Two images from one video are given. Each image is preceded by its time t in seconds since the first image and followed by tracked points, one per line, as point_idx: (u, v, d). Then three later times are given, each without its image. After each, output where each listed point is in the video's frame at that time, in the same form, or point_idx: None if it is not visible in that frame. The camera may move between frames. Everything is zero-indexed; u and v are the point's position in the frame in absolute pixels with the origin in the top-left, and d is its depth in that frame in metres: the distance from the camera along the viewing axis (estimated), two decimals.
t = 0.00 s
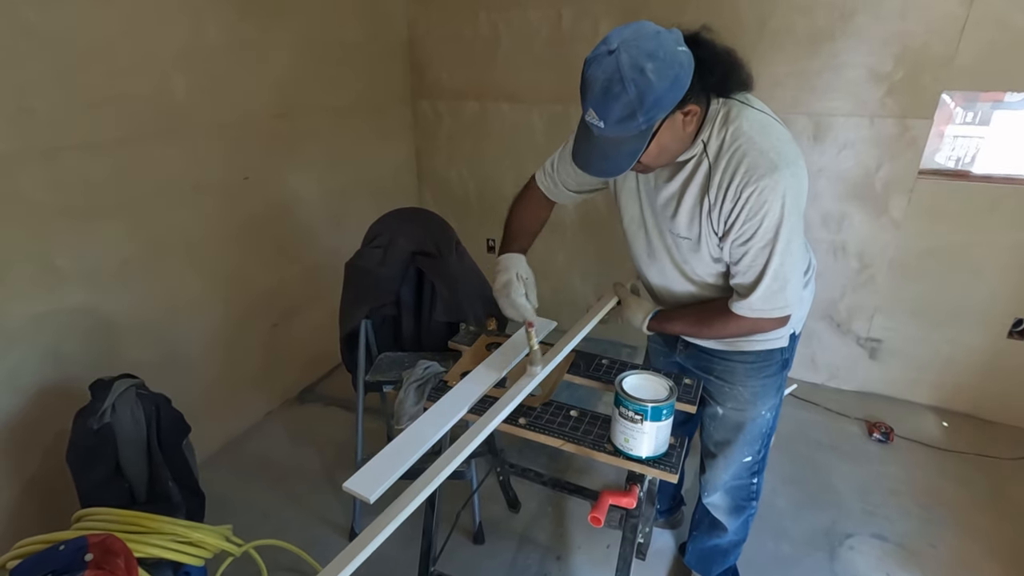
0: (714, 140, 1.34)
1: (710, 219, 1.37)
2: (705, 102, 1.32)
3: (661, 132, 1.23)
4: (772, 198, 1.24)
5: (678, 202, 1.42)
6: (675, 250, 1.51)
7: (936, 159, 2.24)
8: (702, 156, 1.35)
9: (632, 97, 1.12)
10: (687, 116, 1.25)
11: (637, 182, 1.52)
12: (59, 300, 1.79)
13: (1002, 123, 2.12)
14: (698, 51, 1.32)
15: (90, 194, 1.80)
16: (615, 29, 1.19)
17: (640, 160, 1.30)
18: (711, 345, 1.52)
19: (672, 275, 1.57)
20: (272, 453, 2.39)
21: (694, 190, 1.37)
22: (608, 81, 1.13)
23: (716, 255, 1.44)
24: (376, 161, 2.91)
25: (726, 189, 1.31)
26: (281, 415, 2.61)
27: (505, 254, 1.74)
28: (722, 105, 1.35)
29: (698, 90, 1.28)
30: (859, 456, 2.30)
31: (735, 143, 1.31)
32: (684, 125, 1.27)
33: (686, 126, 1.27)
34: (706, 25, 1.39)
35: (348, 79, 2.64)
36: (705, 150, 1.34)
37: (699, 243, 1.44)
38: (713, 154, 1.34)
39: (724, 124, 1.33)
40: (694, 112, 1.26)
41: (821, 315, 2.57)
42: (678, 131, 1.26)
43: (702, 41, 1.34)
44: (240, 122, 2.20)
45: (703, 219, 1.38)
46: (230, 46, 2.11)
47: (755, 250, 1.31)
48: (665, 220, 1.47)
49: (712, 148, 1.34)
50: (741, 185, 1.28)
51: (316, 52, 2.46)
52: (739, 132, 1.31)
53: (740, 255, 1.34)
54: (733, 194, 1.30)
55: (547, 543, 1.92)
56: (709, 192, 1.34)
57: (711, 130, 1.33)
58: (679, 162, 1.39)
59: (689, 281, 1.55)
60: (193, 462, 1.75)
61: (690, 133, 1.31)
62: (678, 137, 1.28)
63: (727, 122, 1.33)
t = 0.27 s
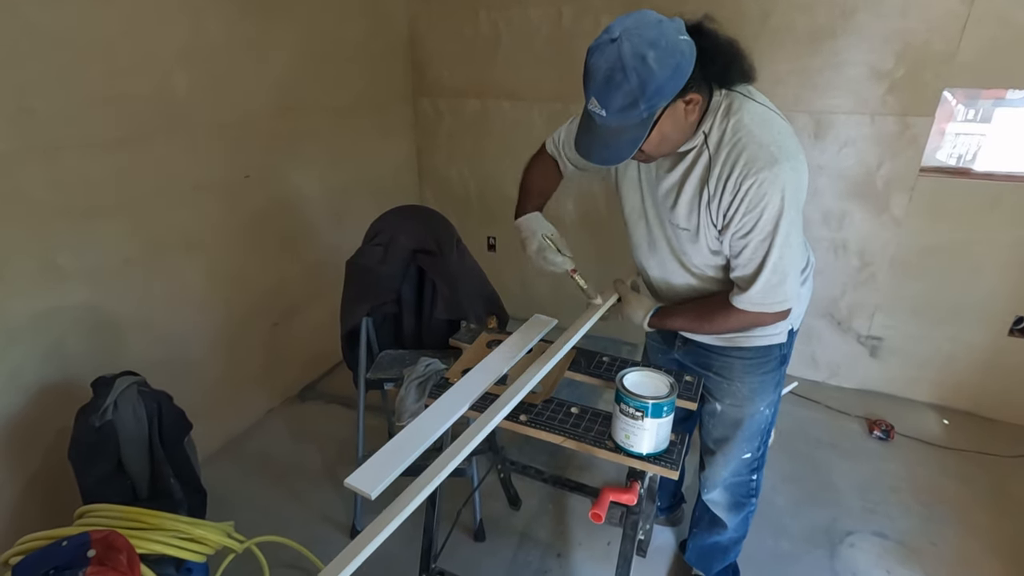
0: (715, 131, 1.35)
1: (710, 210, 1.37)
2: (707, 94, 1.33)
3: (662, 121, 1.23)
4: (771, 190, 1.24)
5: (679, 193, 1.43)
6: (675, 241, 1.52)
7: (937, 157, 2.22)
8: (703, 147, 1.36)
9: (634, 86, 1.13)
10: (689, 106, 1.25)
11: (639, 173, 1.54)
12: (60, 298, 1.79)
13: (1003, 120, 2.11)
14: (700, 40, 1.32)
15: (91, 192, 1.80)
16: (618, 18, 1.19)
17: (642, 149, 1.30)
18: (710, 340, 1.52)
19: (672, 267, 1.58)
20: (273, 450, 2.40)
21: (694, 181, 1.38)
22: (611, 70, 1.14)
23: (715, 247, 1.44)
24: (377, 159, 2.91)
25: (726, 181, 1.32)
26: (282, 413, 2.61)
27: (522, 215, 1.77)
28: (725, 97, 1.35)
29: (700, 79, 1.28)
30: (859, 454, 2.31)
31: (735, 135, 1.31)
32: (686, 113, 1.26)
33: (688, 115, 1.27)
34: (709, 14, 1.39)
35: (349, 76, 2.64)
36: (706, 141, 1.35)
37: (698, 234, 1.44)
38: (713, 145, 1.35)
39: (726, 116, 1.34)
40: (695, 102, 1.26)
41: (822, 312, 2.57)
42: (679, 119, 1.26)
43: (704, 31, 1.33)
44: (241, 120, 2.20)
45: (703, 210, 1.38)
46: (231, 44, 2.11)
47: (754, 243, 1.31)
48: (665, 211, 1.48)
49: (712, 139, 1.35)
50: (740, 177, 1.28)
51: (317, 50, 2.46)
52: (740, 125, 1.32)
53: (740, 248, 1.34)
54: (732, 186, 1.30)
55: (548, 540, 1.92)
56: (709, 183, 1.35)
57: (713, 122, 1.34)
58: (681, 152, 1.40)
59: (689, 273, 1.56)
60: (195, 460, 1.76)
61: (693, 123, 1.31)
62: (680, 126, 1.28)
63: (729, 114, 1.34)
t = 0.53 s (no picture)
0: (711, 121, 1.34)
1: (710, 200, 1.36)
2: (700, 84, 1.32)
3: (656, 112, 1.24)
4: (770, 174, 1.24)
5: (678, 186, 1.42)
6: (675, 236, 1.51)
7: (942, 152, 2.22)
8: (699, 137, 1.35)
9: (625, 78, 1.12)
10: (682, 96, 1.26)
11: (637, 168, 1.52)
12: (62, 294, 1.79)
13: (1009, 116, 2.09)
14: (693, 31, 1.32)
15: (92, 188, 1.80)
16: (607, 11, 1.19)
17: (637, 142, 1.30)
18: (713, 335, 1.51)
19: (672, 262, 1.57)
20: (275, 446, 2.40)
21: (694, 172, 1.38)
22: (602, 63, 1.13)
23: (717, 237, 1.43)
24: (378, 155, 2.90)
25: (725, 169, 1.31)
26: (284, 409, 2.61)
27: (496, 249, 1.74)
28: (719, 87, 1.35)
29: (690, 70, 1.28)
30: (862, 451, 2.30)
31: (732, 123, 1.31)
32: (678, 104, 1.27)
33: (681, 105, 1.28)
34: (698, 10, 1.40)
35: (351, 72, 2.64)
36: (702, 131, 1.34)
37: (699, 225, 1.44)
38: (710, 134, 1.34)
39: (720, 105, 1.33)
40: (688, 92, 1.26)
41: (824, 309, 2.56)
42: (673, 110, 1.27)
43: (692, 24, 1.33)
44: (242, 116, 2.20)
45: (703, 201, 1.38)
46: (233, 39, 2.10)
47: (755, 230, 1.31)
48: (666, 205, 1.47)
49: (709, 128, 1.34)
50: (739, 164, 1.28)
51: (318, 46, 2.45)
52: (736, 112, 1.31)
53: (740, 235, 1.34)
54: (731, 173, 1.30)
55: (549, 536, 1.92)
56: (708, 172, 1.34)
57: (708, 112, 1.33)
58: (678, 145, 1.39)
59: (690, 266, 1.55)
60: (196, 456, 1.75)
61: (688, 114, 1.31)
62: (674, 117, 1.28)
63: (723, 103, 1.33)
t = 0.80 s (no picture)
0: (717, 117, 1.32)
1: (713, 197, 1.34)
2: (706, 78, 1.31)
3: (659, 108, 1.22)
4: (775, 171, 1.22)
5: (681, 183, 1.40)
6: (677, 234, 1.49)
7: (948, 150, 2.19)
8: (704, 133, 1.33)
9: (627, 72, 1.10)
10: (687, 90, 1.24)
11: (641, 164, 1.51)
12: (57, 292, 1.77)
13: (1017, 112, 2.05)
14: (695, 24, 1.29)
15: (88, 185, 1.77)
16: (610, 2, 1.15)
17: (640, 137, 1.29)
18: (714, 335, 1.49)
19: (674, 260, 1.55)
20: (273, 445, 2.38)
21: (697, 169, 1.35)
22: (603, 56, 1.11)
23: (720, 236, 1.41)
24: (378, 152, 2.88)
25: (729, 166, 1.29)
26: (283, 407, 2.59)
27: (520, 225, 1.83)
28: (725, 82, 1.33)
29: (697, 64, 1.27)
30: (865, 451, 2.27)
31: (738, 119, 1.29)
32: (683, 99, 1.24)
33: (687, 100, 1.25)
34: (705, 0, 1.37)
35: (350, 68, 2.61)
36: (707, 126, 1.33)
37: (702, 223, 1.41)
38: (715, 130, 1.32)
39: (726, 100, 1.31)
40: (694, 86, 1.24)
41: (827, 308, 2.53)
42: (677, 105, 1.24)
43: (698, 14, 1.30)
44: (241, 112, 2.17)
45: (706, 199, 1.36)
46: (230, 34, 2.08)
47: (759, 229, 1.28)
48: (668, 202, 1.45)
49: (714, 124, 1.32)
50: (744, 161, 1.26)
51: (317, 41, 2.43)
52: (742, 108, 1.29)
53: (744, 234, 1.32)
54: (735, 170, 1.28)
55: (549, 537, 1.90)
56: (712, 169, 1.32)
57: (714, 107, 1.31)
58: (682, 141, 1.37)
59: (692, 265, 1.53)
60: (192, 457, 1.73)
61: (693, 109, 1.29)
62: (679, 112, 1.26)
63: (730, 98, 1.31)
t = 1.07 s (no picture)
0: (720, 109, 1.25)
1: (713, 195, 1.28)
2: (709, 68, 1.24)
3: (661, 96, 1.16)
4: (779, 169, 1.16)
5: (681, 178, 1.34)
6: (676, 233, 1.43)
7: (960, 146, 2.12)
8: (706, 126, 1.27)
9: (630, 56, 1.04)
10: (690, 78, 1.19)
11: (641, 158, 1.44)
12: (41, 292, 1.71)
13: None
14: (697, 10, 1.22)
15: (73, 182, 1.72)
16: None
17: (642, 127, 1.22)
18: (713, 340, 1.43)
19: (673, 259, 1.49)
20: (266, 446, 2.33)
21: (698, 165, 1.29)
22: (605, 40, 1.05)
23: (720, 235, 1.35)
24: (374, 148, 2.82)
25: (731, 162, 1.23)
26: (277, 407, 2.53)
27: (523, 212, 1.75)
28: (730, 72, 1.26)
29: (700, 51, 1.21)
30: (870, 455, 2.22)
31: (741, 113, 1.22)
32: (688, 88, 1.19)
33: (690, 89, 1.20)
34: None
35: (346, 61, 2.55)
36: (709, 119, 1.26)
37: (702, 222, 1.35)
38: (717, 124, 1.26)
39: (730, 92, 1.25)
40: (698, 74, 1.19)
41: (833, 308, 2.47)
42: (680, 95, 1.19)
43: None
44: (232, 106, 2.11)
45: (706, 196, 1.30)
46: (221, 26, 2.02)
47: (761, 229, 1.22)
48: (668, 199, 1.39)
49: (716, 118, 1.26)
50: (745, 157, 1.20)
51: (311, 34, 2.37)
52: (746, 101, 1.23)
53: (746, 234, 1.26)
54: (736, 167, 1.22)
55: (545, 544, 1.85)
56: (713, 165, 1.26)
57: (716, 99, 1.25)
58: (683, 133, 1.31)
59: (691, 265, 1.47)
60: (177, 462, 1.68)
61: (695, 100, 1.23)
62: (683, 100, 1.21)
63: (733, 90, 1.24)
